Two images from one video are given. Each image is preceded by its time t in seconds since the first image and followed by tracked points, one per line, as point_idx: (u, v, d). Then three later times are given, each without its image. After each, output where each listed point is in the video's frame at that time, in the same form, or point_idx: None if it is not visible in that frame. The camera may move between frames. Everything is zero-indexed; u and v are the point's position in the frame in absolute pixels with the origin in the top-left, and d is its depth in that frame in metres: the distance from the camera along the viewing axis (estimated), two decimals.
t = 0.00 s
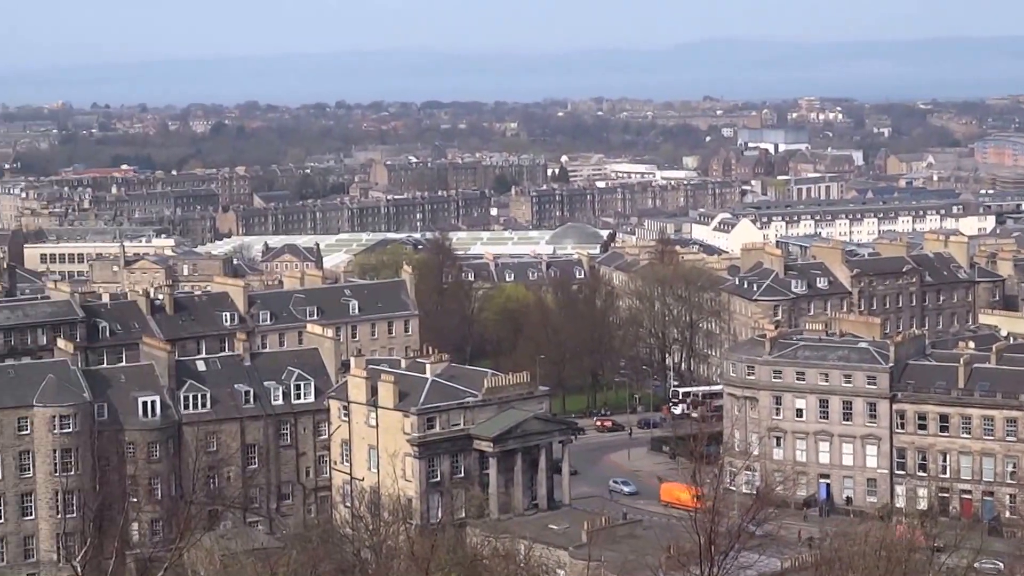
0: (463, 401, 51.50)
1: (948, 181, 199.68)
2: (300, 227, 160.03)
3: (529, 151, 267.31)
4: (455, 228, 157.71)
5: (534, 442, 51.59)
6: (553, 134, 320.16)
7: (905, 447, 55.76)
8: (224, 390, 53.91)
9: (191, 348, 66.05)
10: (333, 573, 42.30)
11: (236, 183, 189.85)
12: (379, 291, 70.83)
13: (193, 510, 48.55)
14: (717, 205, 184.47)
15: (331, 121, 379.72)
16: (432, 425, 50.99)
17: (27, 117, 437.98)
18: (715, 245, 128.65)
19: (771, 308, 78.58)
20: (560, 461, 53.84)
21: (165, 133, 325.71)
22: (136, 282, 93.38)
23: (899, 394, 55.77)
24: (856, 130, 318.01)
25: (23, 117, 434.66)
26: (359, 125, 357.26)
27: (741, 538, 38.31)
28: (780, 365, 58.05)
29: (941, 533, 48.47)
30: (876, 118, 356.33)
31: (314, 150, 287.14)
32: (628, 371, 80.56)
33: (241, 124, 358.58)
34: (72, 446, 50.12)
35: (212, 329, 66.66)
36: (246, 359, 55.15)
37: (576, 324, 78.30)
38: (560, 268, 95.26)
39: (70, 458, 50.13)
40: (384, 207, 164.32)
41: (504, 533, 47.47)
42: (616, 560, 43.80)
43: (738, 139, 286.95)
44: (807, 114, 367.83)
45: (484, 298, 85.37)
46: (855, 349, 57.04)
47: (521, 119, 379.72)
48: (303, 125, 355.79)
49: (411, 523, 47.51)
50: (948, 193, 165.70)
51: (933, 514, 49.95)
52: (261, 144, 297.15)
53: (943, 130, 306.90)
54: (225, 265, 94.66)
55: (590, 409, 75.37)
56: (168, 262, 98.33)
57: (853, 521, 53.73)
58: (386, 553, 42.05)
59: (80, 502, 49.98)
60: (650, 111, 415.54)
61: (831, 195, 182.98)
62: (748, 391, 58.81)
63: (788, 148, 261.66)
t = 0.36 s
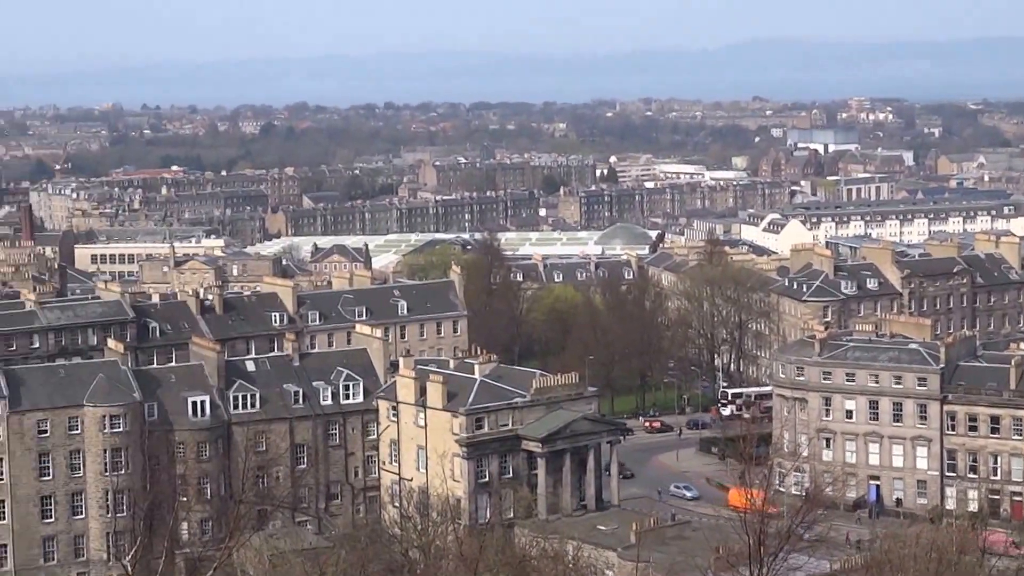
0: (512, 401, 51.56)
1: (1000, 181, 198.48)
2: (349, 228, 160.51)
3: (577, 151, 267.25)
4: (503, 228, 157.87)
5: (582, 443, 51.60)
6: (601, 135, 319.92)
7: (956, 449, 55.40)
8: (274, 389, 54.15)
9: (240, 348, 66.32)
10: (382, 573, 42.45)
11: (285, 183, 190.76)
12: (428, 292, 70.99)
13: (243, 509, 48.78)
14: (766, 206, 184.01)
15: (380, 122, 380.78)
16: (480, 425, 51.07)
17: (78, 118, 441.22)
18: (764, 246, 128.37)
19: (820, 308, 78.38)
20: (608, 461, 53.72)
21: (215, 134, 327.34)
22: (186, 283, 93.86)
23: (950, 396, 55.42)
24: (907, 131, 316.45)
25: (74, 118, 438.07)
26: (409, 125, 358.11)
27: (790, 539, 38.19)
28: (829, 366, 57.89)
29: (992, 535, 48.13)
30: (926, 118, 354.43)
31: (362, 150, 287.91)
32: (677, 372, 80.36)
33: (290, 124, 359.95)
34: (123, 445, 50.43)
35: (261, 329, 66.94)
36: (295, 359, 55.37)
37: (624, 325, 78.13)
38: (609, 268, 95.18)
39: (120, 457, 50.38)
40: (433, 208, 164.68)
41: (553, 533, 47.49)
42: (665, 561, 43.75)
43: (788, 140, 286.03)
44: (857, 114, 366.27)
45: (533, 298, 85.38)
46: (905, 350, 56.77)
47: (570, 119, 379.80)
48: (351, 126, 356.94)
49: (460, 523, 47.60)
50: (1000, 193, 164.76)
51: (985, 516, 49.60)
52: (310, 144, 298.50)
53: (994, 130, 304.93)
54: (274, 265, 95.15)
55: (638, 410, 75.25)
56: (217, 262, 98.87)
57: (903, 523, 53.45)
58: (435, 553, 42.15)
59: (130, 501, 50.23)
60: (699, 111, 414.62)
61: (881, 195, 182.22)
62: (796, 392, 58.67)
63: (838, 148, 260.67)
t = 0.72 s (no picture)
0: (559, 402, 51.60)
1: None
2: (396, 228, 160.78)
3: (624, 152, 267.09)
4: (550, 229, 157.89)
5: (629, 443, 51.60)
6: (648, 135, 319.57)
7: (1005, 450, 55.01)
8: (321, 389, 54.36)
9: (288, 348, 66.57)
10: (429, 573, 42.60)
11: (332, 184, 191.33)
12: (475, 292, 71.07)
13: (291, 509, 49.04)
14: (814, 206, 183.42)
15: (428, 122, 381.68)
16: (527, 425, 51.11)
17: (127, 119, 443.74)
18: (812, 247, 127.95)
19: (869, 309, 77.84)
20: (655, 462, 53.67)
21: (264, 134, 328.94)
22: (234, 283, 94.30)
23: (999, 397, 55.04)
24: (957, 131, 314.56)
25: (123, 119, 440.53)
26: (456, 125, 358.83)
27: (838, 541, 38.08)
28: (878, 366, 57.65)
29: None
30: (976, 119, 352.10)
31: (409, 151, 288.47)
32: (723, 373, 80.28)
33: (338, 125, 361.36)
34: (170, 445, 50.71)
35: (308, 329, 67.18)
36: (342, 359, 55.59)
37: (671, 325, 78.04)
38: (656, 269, 95.12)
39: (169, 457, 50.69)
40: (480, 208, 164.96)
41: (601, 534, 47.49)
42: (713, 562, 43.73)
43: (836, 140, 284.82)
44: (906, 114, 364.30)
45: (580, 297, 85.42)
46: (954, 351, 56.44)
47: (618, 119, 379.45)
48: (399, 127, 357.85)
49: (507, 524, 47.70)
50: None
51: None
52: (357, 145, 299.35)
53: None
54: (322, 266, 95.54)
55: (685, 411, 75.17)
56: (265, 263, 99.24)
57: (951, 524, 53.18)
58: (482, 553, 42.23)
59: (178, 500, 50.52)
60: (747, 112, 413.19)
61: (930, 196, 181.24)
62: (845, 392, 58.46)
63: (887, 148, 259.46)
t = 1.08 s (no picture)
0: (604, 402, 51.59)
1: None
2: (442, 228, 160.96)
3: (669, 152, 266.66)
4: (595, 229, 157.78)
5: (674, 444, 51.55)
6: (694, 135, 319.00)
7: None
8: (367, 389, 54.54)
9: (334, 348, 66.78)
10: (474, 572, 42.73)
11: (378, 184, 191.80)
12: (520, 292, 71.18)
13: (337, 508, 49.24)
14: (860, 206, 182.63)
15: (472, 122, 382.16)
16: (572, 426, 51.14)
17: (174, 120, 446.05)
18: (858, 247, 127.45)
19: (915, 310, 77.19)
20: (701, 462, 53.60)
21: (309, 134, 330.14)
22: (280, 283, 94.70)
23: None
24: (1005, 131, 312.43)
25: (170, 120, 442.93)
26: (501, 126, 359.26)
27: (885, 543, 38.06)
28: (924, 367, 57.39)
29: None
30: None
31: (455, 151, 288.81)
32: (769, 373, 80.06)
33: (383, 125, 362.07)
34: (217, 443, 50.98)
35: (353, 330, 67.33)
36: (388, 358, 55.72)
37: (717, 325, 77.82)
38: (702, 269, 94.93)
39: (215, 456, 50.96)
40: (525, 208, 165.08)
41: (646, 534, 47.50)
42: (759, 563, 43.69)
43: (882, 140, 283.52)
44: (954, 114, 362.02)
45: (625, 298, 85.34)
46: (1001, 352, 56.17)
47: (664, 119, 379.11)
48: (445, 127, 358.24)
49: (552, 524, 47.72)
50: None
51: None
52: (403, 145, 300.14)
53: None
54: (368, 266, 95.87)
55: (731, 411, 74.97)
56: (310, 262, 99.55)
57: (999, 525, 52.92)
58: (528, 553, 42.33)
59: (224, 500, 50.77)
60: (793, 111, 411.52)
61: (978, 196, 180.16)
62: (890, 393, 58.20)
63: (934, 148, 258.04)
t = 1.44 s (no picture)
0: (650, 402, 51.53)
1: None
2: (487, 228, 160.98)
3: (715, 151, 265.88)
4: (641, 229, 157.51)
5: (720, 444, 51.47)
6: (740, 135, 318.03)
7: None
8: (413, 388, 54.64)
9: (380, 348, 66.95)
10: (520, 572, 42.77)
11: (424, 184, 192.00)
12: (566, 292, 71.21)
13: (384, 507, 49.40)
14: (907, 206, 181.66)
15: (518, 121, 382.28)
16: (618, 425, 51.09)
17: (221, 119, 447.54)
18: (905, 247, 126.78)
19: (962, 310, 76.66)
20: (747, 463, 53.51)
21: (356, 134, 331.06)
22: (326, 282, 95.00)
23: None
24: None
25: (217, 120, 444.42)
26: (547, 125, 359.26)
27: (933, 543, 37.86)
28: (972, 367, 57.07)
29: None
30: None
31: (501, 151, 288.88)
32: (816, 373, 79.79)
33: (429, 125, 362.57)
34: (264, 442, 51.15)
35: (399, 329, 67.43)
36: (433, 358, 55.85)
37: (764, 325, 77.58)
38: (748, 269, 94.64)
39: (261, 455, 51.15)
40: (571, 208, 165.00)
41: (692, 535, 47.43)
42: (806, 563, 43.56)
43: (930, 139, 281.90)
44: (1003, 113, 359.53)
45: (671, 298, 85.20)
46: None
47: (710, 118, 378.19)
48: (491, 126, 358.47)
49: (597, 524, 47.74)
50: None
51: None
52: (449, 144, 300.36)
53: None
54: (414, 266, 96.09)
55: (777, 411, 74.76)
56: (357, 262, 99.71)
57: None
58: (573, 553, 42.34)
59: (271, 498, 50.98)
60: (840, 110, 409.42)
61: None
62: (937, 394, 57.92)
63: (983, 147, 256.32)
